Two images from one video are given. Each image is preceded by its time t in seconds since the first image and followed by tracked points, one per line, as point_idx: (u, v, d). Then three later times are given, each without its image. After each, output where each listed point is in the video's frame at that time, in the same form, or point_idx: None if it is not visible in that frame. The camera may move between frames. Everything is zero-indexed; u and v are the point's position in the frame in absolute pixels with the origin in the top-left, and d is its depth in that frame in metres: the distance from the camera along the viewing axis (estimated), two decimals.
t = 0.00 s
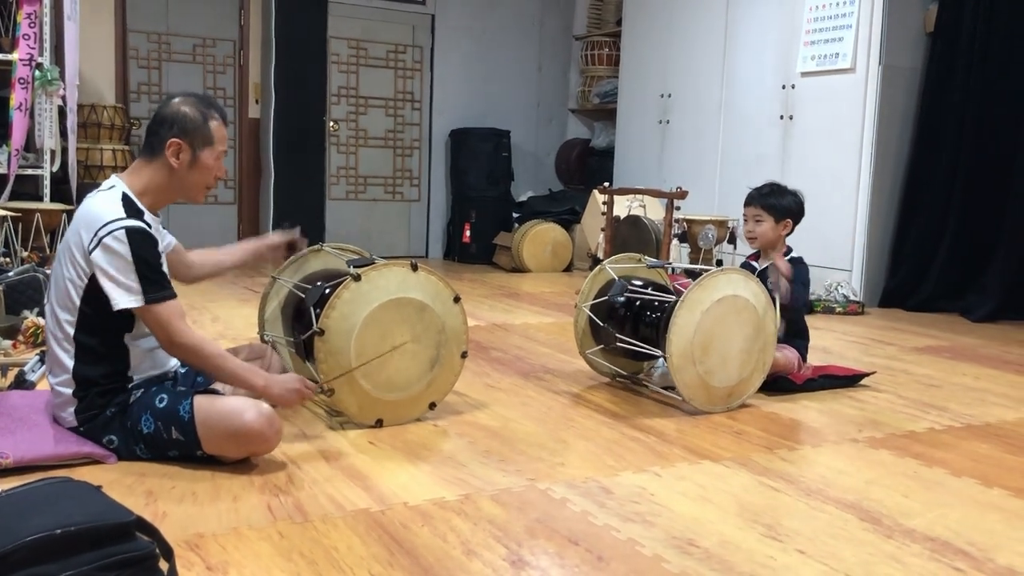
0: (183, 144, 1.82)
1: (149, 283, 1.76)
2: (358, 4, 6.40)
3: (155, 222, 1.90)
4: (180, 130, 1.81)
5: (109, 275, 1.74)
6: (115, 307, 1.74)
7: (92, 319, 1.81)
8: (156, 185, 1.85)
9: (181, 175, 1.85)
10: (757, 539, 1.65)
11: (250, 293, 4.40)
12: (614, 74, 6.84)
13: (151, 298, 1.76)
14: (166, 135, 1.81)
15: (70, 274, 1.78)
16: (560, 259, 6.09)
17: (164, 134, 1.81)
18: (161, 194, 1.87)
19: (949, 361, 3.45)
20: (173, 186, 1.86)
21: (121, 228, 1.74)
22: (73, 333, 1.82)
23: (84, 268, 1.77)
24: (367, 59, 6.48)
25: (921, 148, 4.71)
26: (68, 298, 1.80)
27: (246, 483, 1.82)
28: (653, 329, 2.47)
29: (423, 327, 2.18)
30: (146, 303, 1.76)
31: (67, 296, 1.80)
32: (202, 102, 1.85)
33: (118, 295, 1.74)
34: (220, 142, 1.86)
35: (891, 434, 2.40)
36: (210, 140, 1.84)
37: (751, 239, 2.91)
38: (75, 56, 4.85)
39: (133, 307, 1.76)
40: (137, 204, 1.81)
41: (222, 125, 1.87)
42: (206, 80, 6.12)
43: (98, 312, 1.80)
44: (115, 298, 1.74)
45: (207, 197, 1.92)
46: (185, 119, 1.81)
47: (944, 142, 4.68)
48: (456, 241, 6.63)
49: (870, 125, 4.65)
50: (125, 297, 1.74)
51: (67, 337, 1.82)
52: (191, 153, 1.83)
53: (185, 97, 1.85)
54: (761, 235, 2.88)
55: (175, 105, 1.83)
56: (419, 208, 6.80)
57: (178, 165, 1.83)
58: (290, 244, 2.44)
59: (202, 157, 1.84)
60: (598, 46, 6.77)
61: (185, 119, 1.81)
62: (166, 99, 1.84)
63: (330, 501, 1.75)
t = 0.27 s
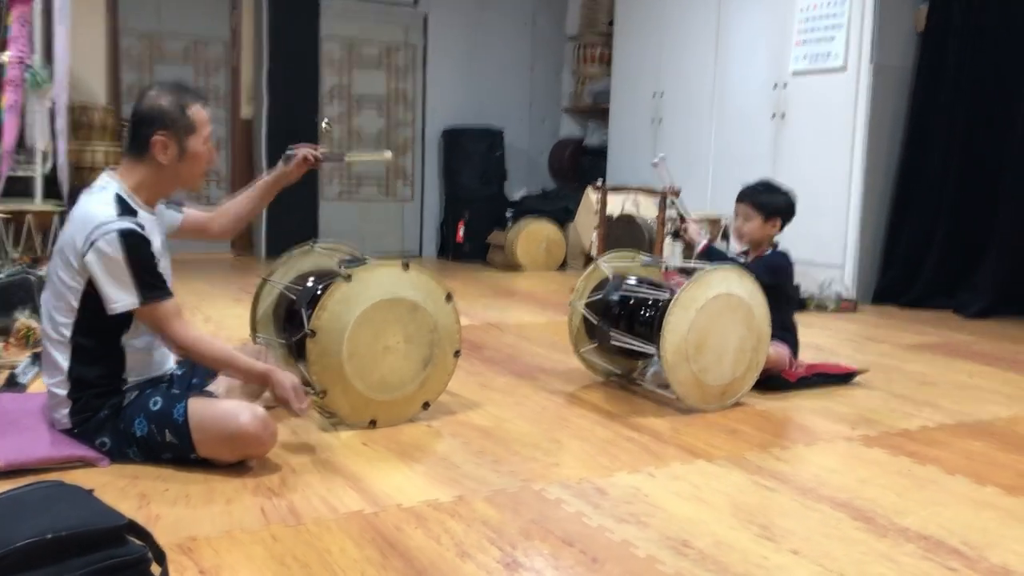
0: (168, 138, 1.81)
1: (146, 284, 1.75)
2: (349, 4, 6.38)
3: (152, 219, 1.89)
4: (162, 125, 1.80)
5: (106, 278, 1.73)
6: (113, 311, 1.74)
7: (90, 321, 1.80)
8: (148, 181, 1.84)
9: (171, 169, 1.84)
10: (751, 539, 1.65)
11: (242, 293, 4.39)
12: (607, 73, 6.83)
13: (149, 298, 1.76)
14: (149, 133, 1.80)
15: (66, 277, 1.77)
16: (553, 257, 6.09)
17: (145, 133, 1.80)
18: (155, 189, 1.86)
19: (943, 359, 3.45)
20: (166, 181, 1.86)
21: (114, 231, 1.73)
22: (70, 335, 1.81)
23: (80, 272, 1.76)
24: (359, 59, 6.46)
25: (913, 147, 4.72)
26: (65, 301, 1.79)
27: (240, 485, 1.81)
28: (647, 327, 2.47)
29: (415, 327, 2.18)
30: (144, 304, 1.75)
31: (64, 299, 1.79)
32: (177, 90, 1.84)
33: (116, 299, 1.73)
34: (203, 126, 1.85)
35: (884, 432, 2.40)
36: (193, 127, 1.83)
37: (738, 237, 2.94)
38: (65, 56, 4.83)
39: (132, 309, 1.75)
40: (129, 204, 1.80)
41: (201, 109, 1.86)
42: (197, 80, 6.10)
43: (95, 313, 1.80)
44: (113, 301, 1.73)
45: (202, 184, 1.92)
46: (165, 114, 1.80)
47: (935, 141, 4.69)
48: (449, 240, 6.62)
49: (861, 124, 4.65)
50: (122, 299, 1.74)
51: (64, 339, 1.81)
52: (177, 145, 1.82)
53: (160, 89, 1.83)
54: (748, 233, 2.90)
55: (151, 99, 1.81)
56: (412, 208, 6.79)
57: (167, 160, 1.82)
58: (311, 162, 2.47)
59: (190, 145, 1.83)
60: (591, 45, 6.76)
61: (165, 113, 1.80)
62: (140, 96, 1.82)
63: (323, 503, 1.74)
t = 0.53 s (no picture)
0: (163, 151, 1.80)
1: (124, 291, 1.73)
2: (344, 5, 6.38)
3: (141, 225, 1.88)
4: (159, 138, 1.79)
5: (85, 283, 1.72)
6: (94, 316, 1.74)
7: (69, 326, 1.79)
8: (139, 190, 1.84)
9: (163, 181, 1.83)
10: (746, 540, 1.64)
11: (236, 296, 4.38)
12: (601, 75, 6.84)
13: (129, 307, 1.74)
14: (145, 144, 1.79)
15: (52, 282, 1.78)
16: (548, 259, 6.09)
17: (142, 143, 1.79)
18: (145, 199, 1.85)
19: (937, 360, 3.46)
20: (157, 191, 1.85)
21: (95, 236, 1.72)
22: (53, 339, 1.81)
23: (63, 276, 1.76)
24: (353, 60, 6.46)
25: (906, 148, 4.73)
26: (49, 305, 1.79)
27: (232, 488, 1.80)
28: (642, 329, 2.47)
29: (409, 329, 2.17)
30: (123, 313, 1.74)
31: (48, 302, 1.79)
32: (179, 102, 1.82)
33: (96, 306, 1.73)
34: (201, 142, 1.84)
35: (879, 433, 2.40)
36: (190, 142, 1.82)
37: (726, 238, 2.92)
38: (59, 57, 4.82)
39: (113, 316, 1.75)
40: (116, 210, 1.80)
41: (202, 124, 1.84)
42: (191, 82, 6.09)
43: (74, 318, 1.79)
44: (94, 308, 1.74)
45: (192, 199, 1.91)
46: (163, 126, 1.79)
47: (929, 142, 4.71)
48: (444, 242, 6.62)
49: (856, 125, 4.67)
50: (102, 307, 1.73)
51: (47, 343, 1.81)
52: (172, 159, 1.81)
53: (161, 98, 1.82)
54: (736, 234, 2.89)
55: (151, 108, 1.80)
56: (407, 210, 6.79)
57: (161, 172, 1.82)
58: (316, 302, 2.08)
59: (184, 160, 1.82)
60: (585, 47, 6.77)
61: (163, 125, 1.79)
62: (141, 103, 1.81)
63: (317, 505, 1.73)
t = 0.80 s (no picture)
0: (170, 142, 1.81)
1: (140, 287, 1.74)
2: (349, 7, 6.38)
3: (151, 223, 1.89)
4: (164, 129, 1.80)
5: (101, 281, 1.72)
6: (104, 314, 1.73)
7: (84, 324, 1.79)
8: (151, 185, 1.84)
9: (173, 173, 1.84)
10: (751, 541, 1.64)
11: (241, 297, 4.39)
12: (606, 76, 6.84)
13: (139, 304, 1.74)
14: (152, 137, 1.80)
15: (63, 281, 1.77)
16: (552, 261, 6.09)
17: (149, 137, 1.80)
18: (156, 193, 1.86)
19: (942, 361, 3.45)
20: (168, 185, 1.86)
21: (112, 232, 1.73)
22: (66, 338, 1.80)
23: (76, 274, 1.75)
24: (358, 62, 6.46)
25: (911, 149, 4.73)
26: (60, 304, 1.79)
27: (238, 489, 1.81)
28: (647, 330, 2.47)
29: (414, 331, 2.18)
30: (134, 310, 1.73)
31: (59, 301, 1.78)
32: (180, 94, 1.83)
33: (108, 302, 1.72)
34: (205, 132, 1.85)
35: (883, 434, 2.40)
36: (195, 132, 1.83)
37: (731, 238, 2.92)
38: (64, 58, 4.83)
39: (123, 314, 1.74)
40: (131, 206, 1.80)
41: (204, 113, 1.85)
42: (196, 83, 6.10)
43: (89, 317, 1.78)
44: (105, 305, 1.72)
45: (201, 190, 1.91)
46: (167, 117, 1.80)
47: (934, 143, 4.70)
48: (449, 244, 6.62)
49: (860, 126, 4.66)
50: (114, 303, 1.72)
51: (61, 343, 1.81)
52: (179, 149, 1.82)
53: (163, 92, 1.83)
54: (741, 233, 2.89)
55: (154, 102, 1.81)
56: (411, 211, 6.79)
57: (171, 163, 1.83)
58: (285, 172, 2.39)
59: (192, 150, 1.83)
60: (590, 48, 6.77)
61: (167, 117, 1.80)
62: (143, 98, 1.82)
63: (323, 506, 1.74)
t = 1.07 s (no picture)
0: (194, 144, 1.82)
1: (166, 287, 1.76)
2: (366, 8, 6.41)
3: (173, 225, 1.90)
4: (189, 132, 1.82)
5: (129, 279, 1.74)
6: (134, 312, 1.75)
7: (110, 324, 1.81)
8: (174, 187, 1.86)
9: (196, 175, 1.86)
10: (767, 543, 1.64)
11: (258, 297, 4.42)
12: (622, 77, 6.83)
13: (167, 303, 1.76)
14: (177, 138, 1.82)
15: (91, 280, 1.79)
16: (568, 261, 6.09)
17: (174, 138, 1.82)
18: (178, 196, 1.88)
19: (960, 364, 3.43)
20: (191, 188, 1.87)
21: (140, 231, 1.75)
22: (93, 336, 1.83)
23: (105, 273, 1.78)
24: (375, 63, 6.49)
25: (930, 150, 4.70)
26: (88, 302, 1.81)
27: (257, 487, 1.82)
28: (663, 331, 2.47)
29: (431, 331, 2.19)
30: (161, 309, 1.75)
31: (87, 299, 1.81)
32: (207, 99, 1.86)
33: (138, 300, 1.74)
34: (230, 137, 1.87)
35: (901, 436, 2.39)
36: (220, 136, 1.85)
37: (750, 240, 2.91)
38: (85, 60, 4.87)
39: (151, 312, 1.76)
40: (155, 207, 1.82)
41: (229, 119, 1.87)
42: (215, 85, 6.15)
43: (115, 316, 1.81)
44: (135, 302, 1.74)
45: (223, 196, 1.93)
46: (193, 120, 1.82)
47: (953, 144, 4.67)
48: (464, 244, 6.63)
49: (878, 127, 4.64)
50: (144, 301, 1.74)
51: (86, 341, 1.83)
52: (203, 153, 1.83)
53: (190, 97, 1.86)
54: (760, 234, 2.88)
55: (181, 106, 1.83)
56: (427, 212, 6.81)
57: (194, 166, 1.84)
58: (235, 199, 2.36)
59: (215, 155, 1.85)
60: (606, 49, 6.75)
61: (193, 120, 1.82)
62: (171, 101, 1.84)
63: (341, 505, 1.75)
